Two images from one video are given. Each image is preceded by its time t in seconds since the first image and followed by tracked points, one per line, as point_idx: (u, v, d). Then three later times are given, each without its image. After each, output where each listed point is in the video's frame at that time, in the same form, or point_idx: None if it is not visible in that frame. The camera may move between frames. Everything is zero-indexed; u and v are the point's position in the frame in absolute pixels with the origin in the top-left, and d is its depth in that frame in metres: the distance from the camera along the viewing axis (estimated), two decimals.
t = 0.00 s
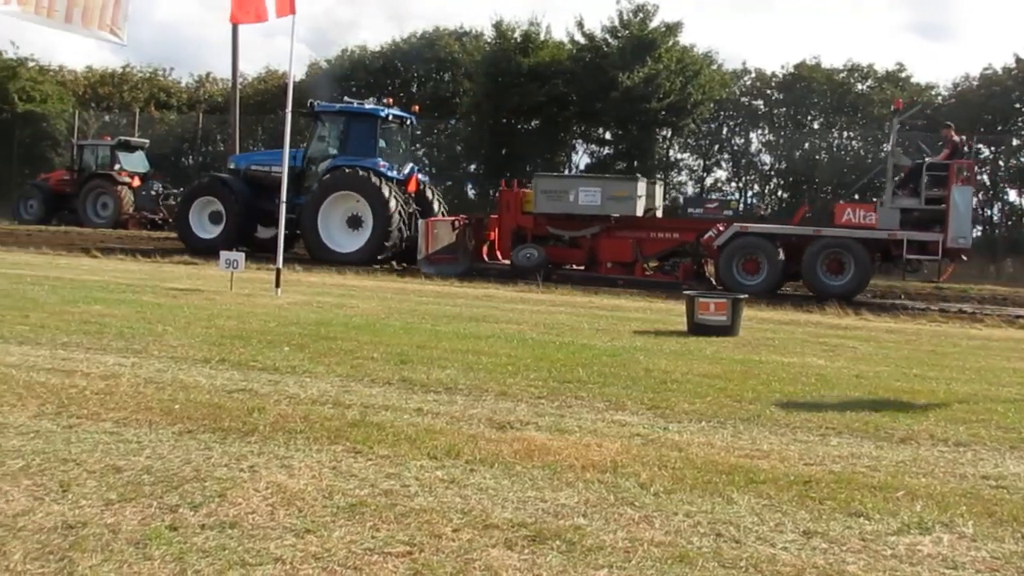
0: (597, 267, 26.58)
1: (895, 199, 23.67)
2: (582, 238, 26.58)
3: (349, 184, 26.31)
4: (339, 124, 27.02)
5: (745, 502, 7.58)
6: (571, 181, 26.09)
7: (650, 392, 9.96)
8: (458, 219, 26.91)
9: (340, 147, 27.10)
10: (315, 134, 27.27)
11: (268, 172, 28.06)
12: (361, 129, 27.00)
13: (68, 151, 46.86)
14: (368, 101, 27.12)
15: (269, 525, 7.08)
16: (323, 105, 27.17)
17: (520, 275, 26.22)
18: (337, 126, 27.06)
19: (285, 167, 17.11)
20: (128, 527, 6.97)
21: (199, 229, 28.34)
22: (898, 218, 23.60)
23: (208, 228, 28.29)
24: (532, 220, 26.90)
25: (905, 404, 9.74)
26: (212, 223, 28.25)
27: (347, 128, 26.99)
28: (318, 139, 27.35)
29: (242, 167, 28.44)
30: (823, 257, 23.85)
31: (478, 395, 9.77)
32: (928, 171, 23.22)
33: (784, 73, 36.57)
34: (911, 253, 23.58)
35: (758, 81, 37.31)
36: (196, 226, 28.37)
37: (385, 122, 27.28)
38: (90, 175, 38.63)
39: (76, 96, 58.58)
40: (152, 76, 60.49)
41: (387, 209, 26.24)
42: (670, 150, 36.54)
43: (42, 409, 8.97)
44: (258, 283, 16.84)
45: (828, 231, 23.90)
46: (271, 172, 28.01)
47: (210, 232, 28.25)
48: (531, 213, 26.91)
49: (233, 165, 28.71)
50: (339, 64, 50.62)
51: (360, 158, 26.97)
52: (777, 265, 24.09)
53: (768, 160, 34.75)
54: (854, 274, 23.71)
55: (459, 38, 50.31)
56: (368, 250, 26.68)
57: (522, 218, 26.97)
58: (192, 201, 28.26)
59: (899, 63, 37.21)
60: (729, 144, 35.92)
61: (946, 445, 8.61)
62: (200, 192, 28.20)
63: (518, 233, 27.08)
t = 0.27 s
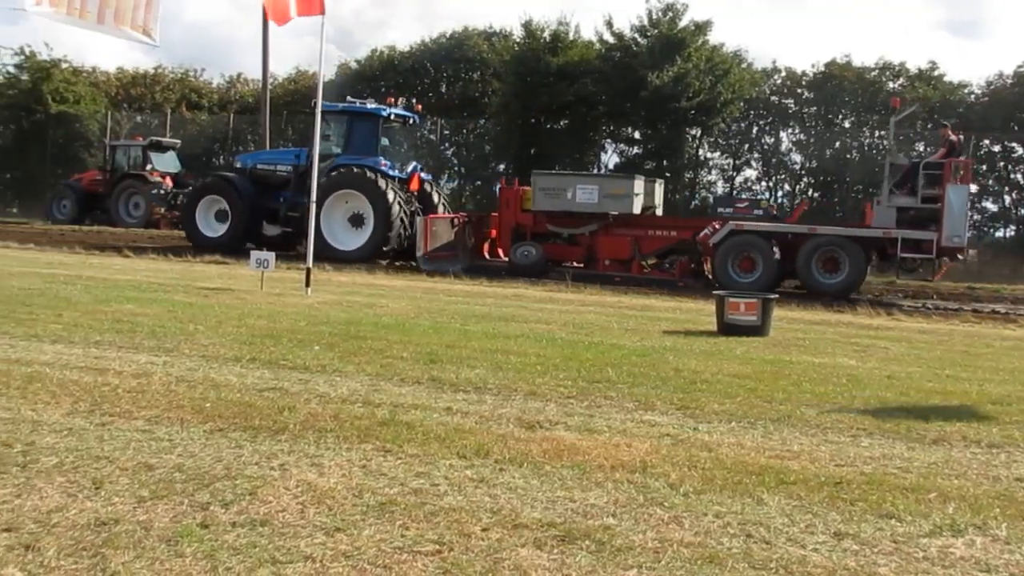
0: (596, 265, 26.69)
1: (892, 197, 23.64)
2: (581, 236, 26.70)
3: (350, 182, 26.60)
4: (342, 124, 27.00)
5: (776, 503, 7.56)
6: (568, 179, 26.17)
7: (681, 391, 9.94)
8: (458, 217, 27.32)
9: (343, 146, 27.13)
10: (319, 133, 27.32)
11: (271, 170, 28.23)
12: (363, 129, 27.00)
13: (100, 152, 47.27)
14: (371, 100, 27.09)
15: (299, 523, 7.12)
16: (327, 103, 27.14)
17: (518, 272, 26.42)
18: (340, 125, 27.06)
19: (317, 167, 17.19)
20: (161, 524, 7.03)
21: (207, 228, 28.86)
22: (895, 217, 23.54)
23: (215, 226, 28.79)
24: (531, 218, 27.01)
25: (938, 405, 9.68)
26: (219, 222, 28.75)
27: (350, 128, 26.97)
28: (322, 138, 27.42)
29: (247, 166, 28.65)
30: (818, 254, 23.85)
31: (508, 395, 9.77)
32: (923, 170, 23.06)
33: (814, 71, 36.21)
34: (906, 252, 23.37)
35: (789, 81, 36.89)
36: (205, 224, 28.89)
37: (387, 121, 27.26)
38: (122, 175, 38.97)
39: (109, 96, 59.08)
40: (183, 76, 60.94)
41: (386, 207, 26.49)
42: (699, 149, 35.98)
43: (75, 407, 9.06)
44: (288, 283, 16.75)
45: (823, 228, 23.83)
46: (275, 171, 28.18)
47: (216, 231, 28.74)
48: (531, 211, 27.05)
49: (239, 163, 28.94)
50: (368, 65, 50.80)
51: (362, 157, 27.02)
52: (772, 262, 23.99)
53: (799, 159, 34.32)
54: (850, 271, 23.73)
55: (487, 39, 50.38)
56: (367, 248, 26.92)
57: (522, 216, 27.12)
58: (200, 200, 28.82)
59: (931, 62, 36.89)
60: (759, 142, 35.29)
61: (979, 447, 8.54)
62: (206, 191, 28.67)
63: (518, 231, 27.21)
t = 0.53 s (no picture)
0: (596, 262, 26.84)
1: (890, 194, 23.60)
2: (580, 233, 26.83)
3: (354, 181, 26.55)
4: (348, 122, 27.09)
5: (808, 504, 7.52)
6: (568, 177, 26.21)
7: (713, 392, 9.92)
8: (457, 214, 27.36)
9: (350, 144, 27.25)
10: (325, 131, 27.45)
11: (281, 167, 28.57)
12: (370, 127, 27.10)
13: (134, 152, 47.64)
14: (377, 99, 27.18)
15: (331, 522, 7.15)
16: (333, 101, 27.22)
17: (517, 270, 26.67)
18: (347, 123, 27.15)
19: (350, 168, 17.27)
20: (194, 522, 7.08)
21: (214, 223, 28.99)
22: (891, 215, 23.57)
23: (223, 222, 28.97)
24: (531, 215, 27.16)
25: (973, 406, 9.61)
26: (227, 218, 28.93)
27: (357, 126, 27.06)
28: (328, 136, 27.52)
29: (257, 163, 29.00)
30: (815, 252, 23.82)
31: (539, 395, 9.78)
32: (921, 167, 23.26)
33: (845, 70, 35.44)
34: (901, 249, 23.44)
35: (820, 79, 36.00)
36: (212, 220, 29.04)
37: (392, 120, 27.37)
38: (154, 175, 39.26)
39: (142, 97, 59.55)
40: (215, 78, 61.34)
41: (392, 205, 26.54)
42: (730, 149, 35.59)
43: (109, 405, 9.13)
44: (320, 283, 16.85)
45: (818, 228, 23.86)
46: (284, 167, 28.53)
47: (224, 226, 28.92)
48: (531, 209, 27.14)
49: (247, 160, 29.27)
50: (399, 66, 50.94)
51: (368, 155, 27.13)
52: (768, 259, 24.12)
53: (831, 159, 33.85)
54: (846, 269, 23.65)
55: (518, 39, 50.35)
56: (372, 245, 26.96)
57: (523, 213, 27.26)
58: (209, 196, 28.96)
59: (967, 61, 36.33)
60: (791, 141, 34.66)
61: (1015, 449, 8.45)
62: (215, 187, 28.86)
63: (519, 228, 27.38)
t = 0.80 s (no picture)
0: (598, 261, 26.86)
1: (890, 192, 23.50)
2: (583, 232, 26.85)
3: (360, 179, 26.73)
4: (356, 122, 27.43)
5: (843, 507, 7.47)
6: (570, 175, 26.12)
7: (744, 392, 9.90)
8: (462, 213, 27.35)
9: (357, 144, 27.60)
10: (333, 131, 27.79)
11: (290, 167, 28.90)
12: (377, 128, 27.42)
13: (170, 153, 48.08)
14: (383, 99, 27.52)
15: (365, 520, 7.18)
16: (341, 103, 27.58)
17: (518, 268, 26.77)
18: (354, 123, 27.48)
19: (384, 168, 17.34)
20: (228, 519, 7.13)
21: (225, 223, 29.30)
22: (891, 212, 23.45)
23: (234, 222, 29.27)
24: (536, 214, 27.21)
25: (1011, 409, 9.50)
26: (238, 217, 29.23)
27: (364, 127, 27.39)
28: (337, 136, 27.86)
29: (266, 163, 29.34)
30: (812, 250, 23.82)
31: (572, 394, 9.79)
32: (921, 165, 23.16)
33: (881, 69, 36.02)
34: (900, 247, 23.42)
35: (856, 78, 36.62)
36: (223, 219, 29.34)
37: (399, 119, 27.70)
38: (189, 175, 39.58)
39: (178, 97, 60.00)
40: (250, 78, 61.79)
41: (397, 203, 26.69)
42: (764, 149, 35.60)
43: (146, 403, 9.22)
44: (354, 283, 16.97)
45: (817, 224, 23.72)
46: (293, 167, 28.86)
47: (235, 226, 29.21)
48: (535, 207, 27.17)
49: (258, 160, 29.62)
50: (432, 66, 51.08)
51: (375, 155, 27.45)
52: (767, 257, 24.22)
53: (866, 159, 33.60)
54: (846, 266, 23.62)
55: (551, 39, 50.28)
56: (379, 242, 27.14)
57: (527, 211, 27.29)
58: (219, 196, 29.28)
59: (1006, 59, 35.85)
60: (826, 141, 34.47)
61: None
62: (226, 187, 29.20)
63: (523, 226, 27.44)
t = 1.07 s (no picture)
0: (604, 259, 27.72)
1: (893, 192, 24.15)
2: (590, 231, 27.77)
3: (371, 177, 27.52)
4: (368, 122, 28.24)
5: (882, 509, 7.41)
6: (574, 174, 27.20)
7: (783, 393, 9.85)
8: (470, 210, 27.98)
9: (370, 144, 28.41)
10: (346, 131, 28.70)
11: (304, 167, 29.98)
12: (389, 127, 28.23)
13: (208, 154, 48.49)
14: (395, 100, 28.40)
15: (401, 520, 7.20)
16: (355, 103, 28.48)
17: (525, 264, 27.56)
18: (366, 123, 28.30)
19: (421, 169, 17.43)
20: (266, 518, 7.17)
21: (240, 221, 30.46)
22: (894, 210, 24.13)
23: (248, 219, 30.41)
24: (545, 212, 28.24)
25: None
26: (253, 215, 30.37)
27: (376, 126, 28.20)
28: (351, 137, 28.71)
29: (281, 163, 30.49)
30: (812, 249, 24.58)
31: (608, 395, 9.78)
32: (924, 164, 23.83)
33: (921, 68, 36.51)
34: (900, 246, 24.00)
35: (896, 78, 37.17)
36: (238, 217, 30.48)
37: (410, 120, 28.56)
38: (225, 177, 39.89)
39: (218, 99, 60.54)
40: (288, 80, 62.21)
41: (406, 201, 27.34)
42: (802, 148, 35.31)
43: (185, 402, 9.30)
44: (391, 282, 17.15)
45: (817, 223, 24.52)
46: (307, 167, 29.93)
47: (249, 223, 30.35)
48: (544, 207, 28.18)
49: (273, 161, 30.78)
50: (468, 67, 51.26)
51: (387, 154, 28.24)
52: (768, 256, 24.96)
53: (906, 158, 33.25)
54: (845, 265, 24.32)
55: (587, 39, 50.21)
56: (389, 240, 27.93)
57: (537, 210, 28.33)
58: (234, 194, 30.47)
59: None
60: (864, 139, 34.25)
61: None
62: (241, 186, 30.38)
63: (533, 225, 28.44)
